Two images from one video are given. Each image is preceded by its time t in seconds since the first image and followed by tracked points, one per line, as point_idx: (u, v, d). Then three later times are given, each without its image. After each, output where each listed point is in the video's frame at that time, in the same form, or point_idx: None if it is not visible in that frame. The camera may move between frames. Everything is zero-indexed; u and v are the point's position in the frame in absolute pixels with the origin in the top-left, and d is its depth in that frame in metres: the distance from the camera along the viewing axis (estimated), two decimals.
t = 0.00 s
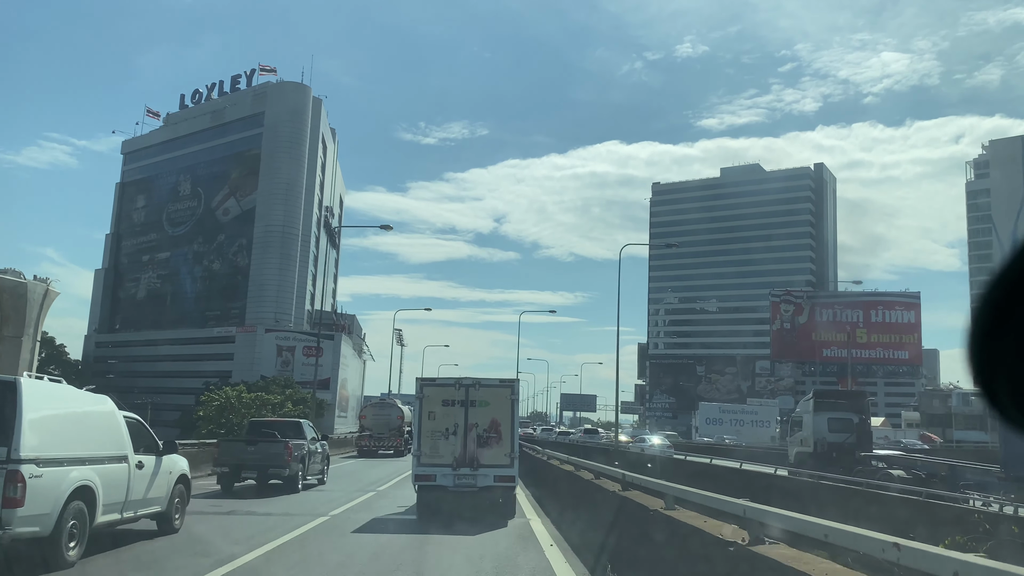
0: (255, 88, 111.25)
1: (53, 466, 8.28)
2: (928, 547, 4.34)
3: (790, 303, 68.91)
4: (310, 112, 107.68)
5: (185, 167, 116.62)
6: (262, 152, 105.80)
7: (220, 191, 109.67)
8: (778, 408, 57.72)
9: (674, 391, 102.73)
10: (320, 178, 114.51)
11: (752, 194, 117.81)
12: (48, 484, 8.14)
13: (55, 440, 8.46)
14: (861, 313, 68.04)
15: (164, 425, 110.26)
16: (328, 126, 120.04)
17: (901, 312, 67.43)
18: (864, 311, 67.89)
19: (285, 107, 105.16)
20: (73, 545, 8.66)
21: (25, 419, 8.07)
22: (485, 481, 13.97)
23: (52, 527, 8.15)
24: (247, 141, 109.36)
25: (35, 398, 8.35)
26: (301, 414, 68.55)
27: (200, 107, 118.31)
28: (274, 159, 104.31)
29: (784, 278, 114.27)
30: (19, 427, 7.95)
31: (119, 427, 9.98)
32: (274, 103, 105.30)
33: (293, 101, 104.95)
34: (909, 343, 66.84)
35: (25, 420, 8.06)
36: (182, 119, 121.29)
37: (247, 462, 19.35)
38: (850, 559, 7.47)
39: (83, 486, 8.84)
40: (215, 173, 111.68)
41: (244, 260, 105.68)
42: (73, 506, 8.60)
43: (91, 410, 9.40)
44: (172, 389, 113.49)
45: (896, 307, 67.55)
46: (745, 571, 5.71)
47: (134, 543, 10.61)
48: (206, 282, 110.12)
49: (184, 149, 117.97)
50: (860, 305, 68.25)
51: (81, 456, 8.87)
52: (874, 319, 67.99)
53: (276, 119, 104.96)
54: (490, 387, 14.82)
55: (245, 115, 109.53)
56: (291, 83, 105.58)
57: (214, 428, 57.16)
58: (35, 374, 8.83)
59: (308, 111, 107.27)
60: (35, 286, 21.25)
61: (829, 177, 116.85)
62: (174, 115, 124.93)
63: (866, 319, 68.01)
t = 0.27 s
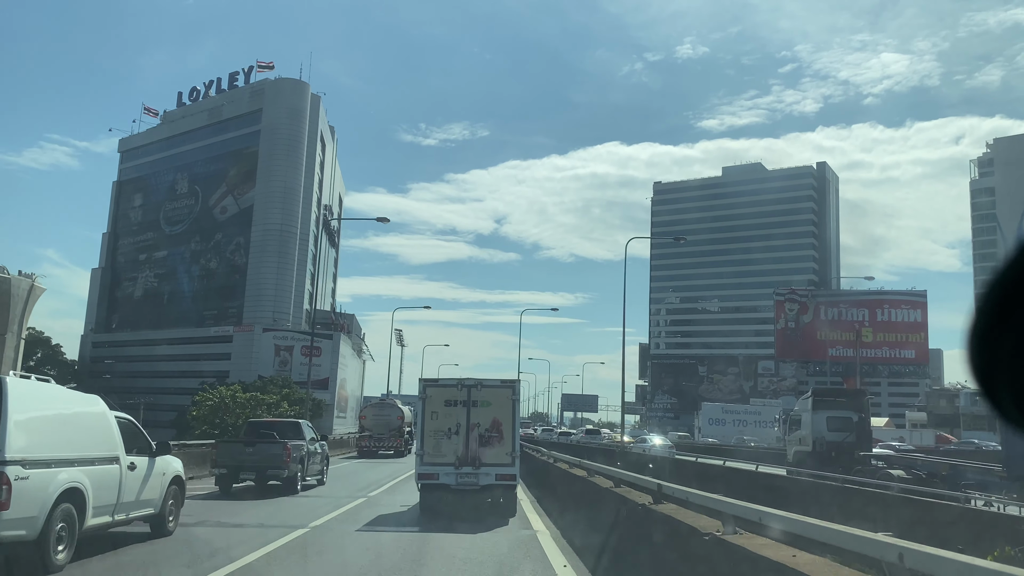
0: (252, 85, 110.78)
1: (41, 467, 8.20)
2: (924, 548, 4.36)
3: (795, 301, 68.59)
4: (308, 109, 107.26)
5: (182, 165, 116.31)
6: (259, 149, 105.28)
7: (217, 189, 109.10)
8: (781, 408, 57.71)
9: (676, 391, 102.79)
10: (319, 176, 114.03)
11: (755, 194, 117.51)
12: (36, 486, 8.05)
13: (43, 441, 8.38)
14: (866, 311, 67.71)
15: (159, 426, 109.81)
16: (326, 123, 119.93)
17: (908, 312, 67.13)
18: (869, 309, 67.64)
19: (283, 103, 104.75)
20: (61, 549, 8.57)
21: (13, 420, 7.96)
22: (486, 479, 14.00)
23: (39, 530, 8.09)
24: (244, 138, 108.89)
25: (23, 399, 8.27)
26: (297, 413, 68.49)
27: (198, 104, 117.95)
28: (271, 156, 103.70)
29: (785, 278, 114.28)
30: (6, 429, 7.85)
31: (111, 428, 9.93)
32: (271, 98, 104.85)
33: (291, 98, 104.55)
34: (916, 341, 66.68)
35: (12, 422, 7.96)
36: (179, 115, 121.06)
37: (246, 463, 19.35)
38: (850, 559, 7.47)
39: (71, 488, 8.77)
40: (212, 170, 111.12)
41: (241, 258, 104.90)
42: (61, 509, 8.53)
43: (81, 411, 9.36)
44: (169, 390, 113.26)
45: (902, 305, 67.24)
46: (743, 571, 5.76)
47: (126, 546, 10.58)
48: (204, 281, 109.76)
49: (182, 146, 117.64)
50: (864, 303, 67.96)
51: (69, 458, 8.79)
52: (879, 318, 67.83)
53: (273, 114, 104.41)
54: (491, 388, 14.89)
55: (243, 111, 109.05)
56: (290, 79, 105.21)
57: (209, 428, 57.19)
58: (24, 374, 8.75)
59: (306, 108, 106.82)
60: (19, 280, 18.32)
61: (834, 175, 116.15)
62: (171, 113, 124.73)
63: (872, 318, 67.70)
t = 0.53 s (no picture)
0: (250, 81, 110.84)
1: (25, 470, 7.99)
2: (929, 550, 4.35)
3: (801, 300, 68.15)
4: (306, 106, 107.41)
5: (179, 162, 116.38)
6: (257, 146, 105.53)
7: (214, 186, 109.42)
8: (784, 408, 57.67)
9: (678, 391, 102.69)
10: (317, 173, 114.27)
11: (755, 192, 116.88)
12: (20, 489, 7.85)
13: (28, 443, 8.16)
14: (873, 310, 67.70)
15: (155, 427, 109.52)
16: (325, 120, 119.88)
17: (917, 311, 67.59)
18: (876, 308, 67.60)
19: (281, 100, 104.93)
20: (46, 553, 8.37)
21: None
22: (489, 479, 13.98)
23: (22, 534, 7.85)
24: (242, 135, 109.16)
25: (9, 399, 8.08)
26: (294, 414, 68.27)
27: (195, 101, 118.01)
28: (270, 154, 104.09)
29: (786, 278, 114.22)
30: None
31: (99, 430, 9.75)
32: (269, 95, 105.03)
33: (289, 95, 104.67)
34: (924, 341, 67.00)
35: None
36: (176, 112, 120.93)
37: (244, 464, 19.33)
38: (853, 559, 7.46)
39: (56, 491, 8.56)
40: (209, 168, 111.39)
41: (239, 257, 105.40)
42: (46, 511, 8.31)
43: (68, 413, 9.16)
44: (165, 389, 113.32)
45: (909, 305, 67.69)
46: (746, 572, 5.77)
47: (116, 549, 10.43)
48: (200, 279, 109.83)
49: (178, 143, 117.72)
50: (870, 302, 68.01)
51: (55, 460, 8.59)
52: (887, 317, 67.81)
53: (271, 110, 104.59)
54: (493, 390, 14.91)
55: (240, 107, 109.19)
56: (288, 76, 105.32)
57: (201, 429, 57.15)
58: (10, 374, 8.56)
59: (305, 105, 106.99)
60: None
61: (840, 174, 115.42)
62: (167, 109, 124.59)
63: (879, 317, 67.80)
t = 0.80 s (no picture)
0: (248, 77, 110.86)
1: (8, 473, 7.95)
2: (929, 551, 4.36)
3: (805, 299, 68.62)
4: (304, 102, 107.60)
5: (175, 160, 116.48)
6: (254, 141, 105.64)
7: (211, 182, 109.56)
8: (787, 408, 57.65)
9: (680, 392, 102.65)
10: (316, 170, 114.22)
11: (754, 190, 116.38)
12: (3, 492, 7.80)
13: (11, 444, 8.12)
14: (880, 310, 67.58)
15: (151, 427, 109.23)
16: (324, 117, 119.61)
17: (925, 310, 67.19)
18: (883, 307, 67.44)
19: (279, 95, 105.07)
20: (28, 558, 8.32)
21: None
22: (489, 479, 13.99)
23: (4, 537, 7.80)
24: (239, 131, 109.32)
25: None
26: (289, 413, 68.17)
27: (193, 97, 118.25)
28: (267, 150, 104.17)
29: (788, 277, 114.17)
30: None
31: (86, 430, 9.70)
32: (267, 90, 105.18)
33: (287, 90, 104.77)
34: (933, 340, 66.51)
35: None
36: (173, 109, 121.05)
37: (241, 464, 19.32)
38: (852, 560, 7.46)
39: (40, 493, 8.51)
40: (206, 164, 111.54)
41: (236, 254, 105.43)
42: (27, 515, 8.26)
43: (56, 411, 9.17)
44: (161, 389, 113.13)
45: (917, 304, 67.42)
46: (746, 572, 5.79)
47: (105, 551, 10.41)
48: (197, 277, 109.68)
49: (176, 140, 117.54)
50: (877, 301, 67.82)
51: (38, 462, 8.56)
52: (896, 316, 67.51)
53: (269, 105, 104.70)
54: (493, 391, 14.94)
55: (238, 103, 109.30)
56: (286, 71, 105.45)
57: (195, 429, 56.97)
58: None
59: (303, 101, 107.17)
60: None
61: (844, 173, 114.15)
62: (165, 107, 124.75)
63: (887, 315, 67.53)
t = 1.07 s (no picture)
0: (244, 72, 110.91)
1: None
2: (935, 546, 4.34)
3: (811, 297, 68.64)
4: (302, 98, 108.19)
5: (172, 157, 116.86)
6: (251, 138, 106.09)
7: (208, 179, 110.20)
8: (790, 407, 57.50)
9: (681, 392, 102.55)
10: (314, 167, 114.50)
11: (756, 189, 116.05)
12: None
13: None
14: (888, 308, 67.03)
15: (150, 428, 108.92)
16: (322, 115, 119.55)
17: (934, 309, 66.40)
18: (891, 306, 66.93)
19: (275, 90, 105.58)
20: (8, 559, 8.25)
21: None
22: (490, 478, 13.99)
23: None
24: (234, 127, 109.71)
25: None
26: (285, 413, 68.00)
27: (188, 94, 118.52)
28: (264, 146, 104.78)
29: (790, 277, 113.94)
30: None
31: (67, 426, 9.66)
32: (263, 86, 105.66)
33: (283, 85, 105.29)
34: (943, 339, 65.75)
35: None
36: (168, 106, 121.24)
37: (237, 463, 19.29)
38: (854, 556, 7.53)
39: (19, 494, 8.45)
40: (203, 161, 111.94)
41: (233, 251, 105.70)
42: (5, 516, 8.20)
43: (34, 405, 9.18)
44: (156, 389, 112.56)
45: (928, 301, 66.29)
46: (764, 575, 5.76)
47: (91, 553, 10.34)
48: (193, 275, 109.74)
49: (171, 136, 117.75)
50: (887, 300, 67.19)
51: (17, 463, 8.49)
52: (904, 314, 66.64)
53: (265, 102, 105.22)
54: (493, 390, 14.93)
55: (233, 99, 109.60)
56: (281, 66, 106.07)
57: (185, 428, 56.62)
58: None
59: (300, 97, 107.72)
60: None
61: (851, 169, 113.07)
62: (161, 104, 125.12)
63: (894, 314, 67.16)
